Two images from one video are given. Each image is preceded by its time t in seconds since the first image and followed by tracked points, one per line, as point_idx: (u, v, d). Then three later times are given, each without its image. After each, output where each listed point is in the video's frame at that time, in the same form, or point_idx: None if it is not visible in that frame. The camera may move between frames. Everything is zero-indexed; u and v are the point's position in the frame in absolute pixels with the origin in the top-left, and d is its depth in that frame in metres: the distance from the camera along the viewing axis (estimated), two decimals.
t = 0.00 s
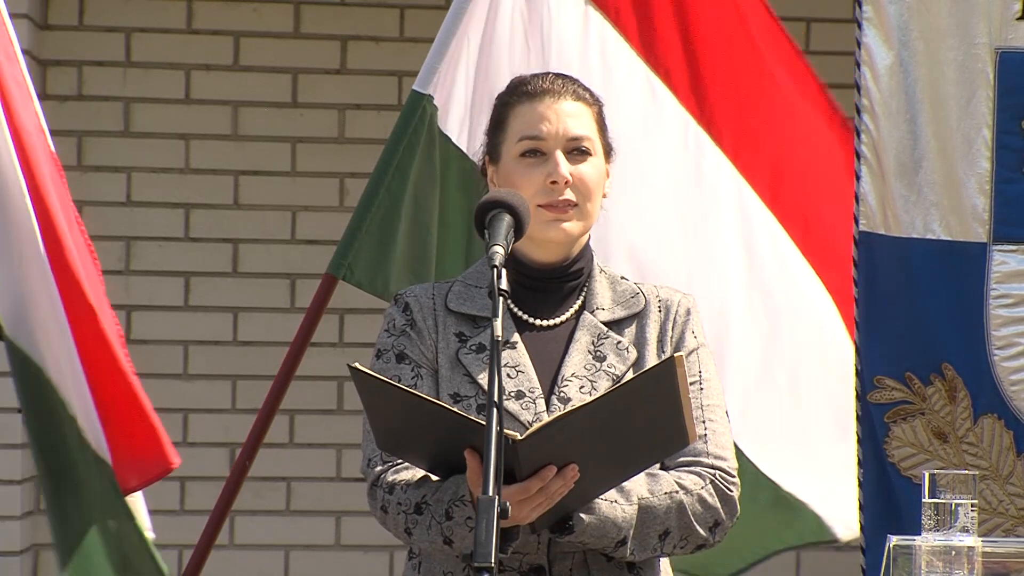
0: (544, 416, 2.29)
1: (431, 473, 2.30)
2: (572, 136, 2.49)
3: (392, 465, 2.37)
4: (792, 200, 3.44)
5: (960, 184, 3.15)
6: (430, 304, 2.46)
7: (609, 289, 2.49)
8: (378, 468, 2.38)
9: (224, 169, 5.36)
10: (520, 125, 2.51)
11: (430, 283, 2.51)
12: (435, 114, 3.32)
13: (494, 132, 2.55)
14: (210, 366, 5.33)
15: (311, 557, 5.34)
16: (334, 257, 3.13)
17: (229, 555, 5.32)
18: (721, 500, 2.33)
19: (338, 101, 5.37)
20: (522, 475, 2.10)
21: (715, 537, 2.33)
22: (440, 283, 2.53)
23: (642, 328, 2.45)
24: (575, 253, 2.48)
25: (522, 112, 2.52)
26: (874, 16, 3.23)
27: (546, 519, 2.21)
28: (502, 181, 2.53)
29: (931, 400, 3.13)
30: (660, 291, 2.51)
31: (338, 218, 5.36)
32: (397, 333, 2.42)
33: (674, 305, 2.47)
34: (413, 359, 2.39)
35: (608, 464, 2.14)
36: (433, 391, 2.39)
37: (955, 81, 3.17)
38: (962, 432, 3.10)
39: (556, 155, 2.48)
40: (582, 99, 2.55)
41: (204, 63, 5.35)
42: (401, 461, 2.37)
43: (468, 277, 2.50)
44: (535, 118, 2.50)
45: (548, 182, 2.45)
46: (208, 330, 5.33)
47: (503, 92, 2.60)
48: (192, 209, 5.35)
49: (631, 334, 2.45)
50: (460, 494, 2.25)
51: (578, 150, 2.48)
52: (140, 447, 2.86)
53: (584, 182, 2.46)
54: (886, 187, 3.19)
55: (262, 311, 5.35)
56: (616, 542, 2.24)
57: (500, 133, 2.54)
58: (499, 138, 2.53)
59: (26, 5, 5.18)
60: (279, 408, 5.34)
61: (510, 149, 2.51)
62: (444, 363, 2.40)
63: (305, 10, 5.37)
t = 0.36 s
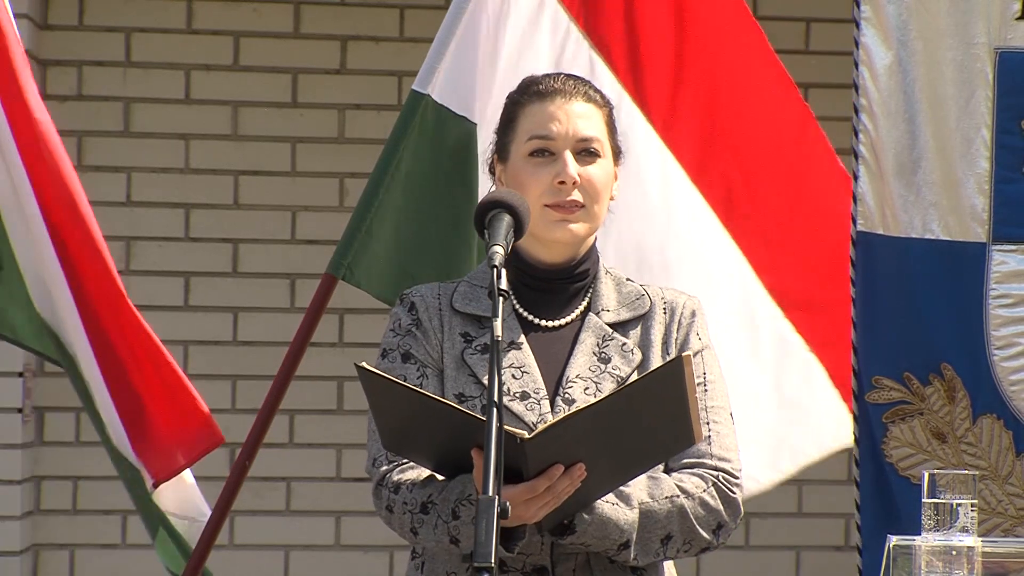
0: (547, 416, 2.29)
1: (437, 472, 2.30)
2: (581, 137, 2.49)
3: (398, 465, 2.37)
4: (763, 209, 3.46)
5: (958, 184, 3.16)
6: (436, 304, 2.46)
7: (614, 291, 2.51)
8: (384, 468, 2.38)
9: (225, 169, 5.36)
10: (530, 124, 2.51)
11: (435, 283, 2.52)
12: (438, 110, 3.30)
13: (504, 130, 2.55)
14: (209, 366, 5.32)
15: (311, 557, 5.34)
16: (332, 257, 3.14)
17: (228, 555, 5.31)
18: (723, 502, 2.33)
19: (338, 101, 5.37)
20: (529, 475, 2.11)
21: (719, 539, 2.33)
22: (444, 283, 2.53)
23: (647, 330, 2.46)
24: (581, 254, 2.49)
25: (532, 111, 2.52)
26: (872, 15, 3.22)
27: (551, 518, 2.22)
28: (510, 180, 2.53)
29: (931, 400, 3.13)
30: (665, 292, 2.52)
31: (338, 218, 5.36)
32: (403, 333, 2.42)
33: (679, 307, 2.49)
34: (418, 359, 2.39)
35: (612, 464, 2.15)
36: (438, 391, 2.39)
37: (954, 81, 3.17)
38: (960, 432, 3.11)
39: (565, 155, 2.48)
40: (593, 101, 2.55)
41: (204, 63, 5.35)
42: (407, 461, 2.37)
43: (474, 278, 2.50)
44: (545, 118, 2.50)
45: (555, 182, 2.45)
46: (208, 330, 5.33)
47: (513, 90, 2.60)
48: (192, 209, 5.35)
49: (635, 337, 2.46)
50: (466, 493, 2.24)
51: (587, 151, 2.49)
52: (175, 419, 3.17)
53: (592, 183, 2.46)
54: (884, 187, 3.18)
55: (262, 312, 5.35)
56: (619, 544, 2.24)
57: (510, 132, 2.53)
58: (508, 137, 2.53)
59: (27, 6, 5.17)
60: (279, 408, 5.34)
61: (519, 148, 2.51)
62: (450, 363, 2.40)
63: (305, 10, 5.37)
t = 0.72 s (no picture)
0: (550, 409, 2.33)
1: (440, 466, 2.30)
2: (587, 136, 2.53)
3: (402, 461, 2.37)
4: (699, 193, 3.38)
5: (957, 184, 3.17)
6: (442, 304, 2.47)
7: (621, 291, 2.53)
8: (388, 464, 2.37)
9: (224, 169, 5.36)
10: (536, 124, 2.54)
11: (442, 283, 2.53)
12: (439, 109, 3.34)
13: (511, 130, 2.59)
14: (209, 365, 5.32)
15: (311, 557, 5.34)
16: (332, 257, 3.24)
17: (228, 555, 5.32)
18: (729, 506, 2.35)
19: (338, 101, 5.37)
20: (532, 466, 2.14)
21: (724, 541, 2.36)
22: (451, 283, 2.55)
23: (653, 332, 2.49)
24: (588, 255, 2.53)
25: (539, 111, 2.56)
26: (871, 15, 3.19)
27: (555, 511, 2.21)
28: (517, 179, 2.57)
29: (929, 400, 3.14)
30: (671, 293, 2.55)
31: (338, 218, 5.36)
32: (409, 332, 2.44)
33: (685, 308, 2.51)
34: (424, 358, 2.41)
35: (616, 468, 2.18)
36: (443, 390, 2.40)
37: (952, 81, 3.17)
38: (959, 432, 3.14)
39: (571, 155, 2.52)
40: (600, 102, 2.59)
41: (204, 63, 5.35)
42: (411, 457, 2.37)
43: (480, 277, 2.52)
44: (551, 117, 2.54)
45: (561, 183, 2.49)
46: (208, 330, 5.33)
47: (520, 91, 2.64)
48: (192, 209, 5.35)
49: (641, 338, 2.49)
50: (468, 486, 2.23)
51: (593, 151, 2.52)
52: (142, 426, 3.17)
53: (598, 184, 2.50)
54: (882, 186, 3.18)
55: (262, 312, 5.35)
56: (622, 550, 2.26)
57: (516, 131, 2.58)
58: (515, 137, 2.58)
59: (26, 6, 5.17)
60: (279, 408, 5.34)
61: (526, 147, 2.54)
62: (456, 362, 2.41)
63: (305, 9, 5.37)
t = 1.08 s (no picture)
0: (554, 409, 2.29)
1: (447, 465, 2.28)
2: (597, 140, 2.45)
3: (409, 460, 2.35)
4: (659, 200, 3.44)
5: (957, 184, 3.17)
6: (450, 304, 2.44)
7: (628, 292, 2.49)
8: (395, 463, 2.35)
9: (224, 169, 5.36)
10: (545, 126, 2.46)
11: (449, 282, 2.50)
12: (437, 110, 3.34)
13: (521, 130, 2.51)
14: (209, 366, 5.32)
15: (310, 558, 5.34)
16: (331, 257, 3.24)
17: (228, 555, 5.32)
18: (735, 508, 2.33)
19: (338, 101, 5.37)
20: (540, 463, 2.13)
21: (730, 543, 2.34)
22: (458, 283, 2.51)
23: (659, 334, 2.46)
24: (595, 255, 2.48)
25: (549, 113, 2.47)
26: (870, 16, 3.18)
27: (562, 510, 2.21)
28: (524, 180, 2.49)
29: (928, 400, 3.14)
30: (678, 296, 2.52)
31: (337, 218, 5.36)
32: (417, 331, 2.40)
33: (693, 310, 2.48)
34: (431, 357, 2.38)
35: (620, 467, 2.17)
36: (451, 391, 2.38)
37: (951, 81, 3.17)
38: (958, 432, 3.14)
39: (580, 158, 2.44)
40: (610, 105, 2.50)
41: (204, 63, 5.35)
42: (418, 455, 2.35)
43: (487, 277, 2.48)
44: (560, 120, 2.46)
45: (568, 186, 2.41)
46: (207, 330, 5.33)
47: (530, 91, 2.55)
48: (191, 209, 5.34)
49: (648, 340, 2.45)
50: (476, 484, 2.21)
51: (602, 155, 2.44)
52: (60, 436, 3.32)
53: (606, 188, 2.42)
54: (881, 185, 3.17)
55: (261, 312, 5.34)
56: (629, 552, 2.24)
57: (526, 132, 2.49)
58: (524, 138, 2.49)
59: (27, 6, 5.18)
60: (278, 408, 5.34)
61: (534, 149, 2.46)
62: (463, 363, 2.39)
63: (305, 9, 5.37)
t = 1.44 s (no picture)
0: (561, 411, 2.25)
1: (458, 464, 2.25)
2: (610, 141, 2.42)
3: (419, 458, 2.32)
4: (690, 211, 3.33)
5: (957, 184, 3.17)
6: (459, 302, 2.41)
7: (637, 292, 2.45)
8: (405, 461, 2.33)
9: (224, 168, 5.36)
10: (558, 126, 2.44)
11: (459, 281, 2.46)
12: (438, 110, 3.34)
13: (533, 130, 2.49)
14: (210, 366, 5.32)
15: (311, 557, 5.34)
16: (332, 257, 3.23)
17: (229, 555, 5.32)
18: (745, 508, 2.31)
19: (338, 101, 5.37)
20: (554, 463, 2.10)
21: (739, 544, 2.31)
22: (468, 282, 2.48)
23: (670, 333, 2.41)
24: (605, 256, 2.45)
25: (563, 114, 2.45)
26: (870, 15, 3.19)
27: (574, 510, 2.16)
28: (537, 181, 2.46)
29: (928, 400, 3.15)
30: (687, 296, 2.48)
31: (338, 218, 5.36)
32: (427, 330, 2.37)
33: (702, 310, 2.44)
34: (441, 355, 2.34)
35: (631, 462, 2.13)
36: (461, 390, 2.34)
37: (952, 81, 3.17)
38: (959, 432, 3.14)
39: (592, 159, 2.41)
40: (624, 106, 2.47)
41: (204, 62, 5.35)
42: (429, 454, 2.32)
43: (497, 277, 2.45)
44: (574, 120, 2.43)
45: (581, 187, 2.38)
46: (208, 330, 5.33)
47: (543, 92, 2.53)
48: (192, 209, 5.34)
49: (658, 339, 2.41)
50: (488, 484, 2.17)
51: (615, 156, 2.42)
52: None
53: (618, 189, 2.40)
54: (881, 184, 3.17)
55: (262, 312, 5.34)
56: (639, 551, 2.21)
57: (539, 132, 2.47)
58: (538, 138, 2.47)
59: (27, 6, 5.18)
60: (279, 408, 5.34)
61: (547, 149, 2.44)
62: (473, 361, 2.35)
63: (305, 9, 5.37)
